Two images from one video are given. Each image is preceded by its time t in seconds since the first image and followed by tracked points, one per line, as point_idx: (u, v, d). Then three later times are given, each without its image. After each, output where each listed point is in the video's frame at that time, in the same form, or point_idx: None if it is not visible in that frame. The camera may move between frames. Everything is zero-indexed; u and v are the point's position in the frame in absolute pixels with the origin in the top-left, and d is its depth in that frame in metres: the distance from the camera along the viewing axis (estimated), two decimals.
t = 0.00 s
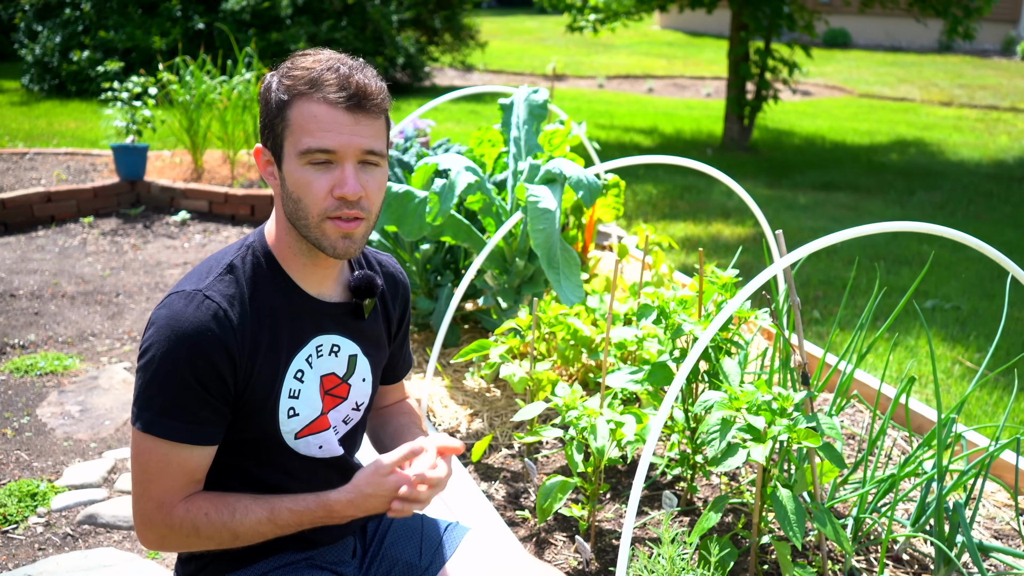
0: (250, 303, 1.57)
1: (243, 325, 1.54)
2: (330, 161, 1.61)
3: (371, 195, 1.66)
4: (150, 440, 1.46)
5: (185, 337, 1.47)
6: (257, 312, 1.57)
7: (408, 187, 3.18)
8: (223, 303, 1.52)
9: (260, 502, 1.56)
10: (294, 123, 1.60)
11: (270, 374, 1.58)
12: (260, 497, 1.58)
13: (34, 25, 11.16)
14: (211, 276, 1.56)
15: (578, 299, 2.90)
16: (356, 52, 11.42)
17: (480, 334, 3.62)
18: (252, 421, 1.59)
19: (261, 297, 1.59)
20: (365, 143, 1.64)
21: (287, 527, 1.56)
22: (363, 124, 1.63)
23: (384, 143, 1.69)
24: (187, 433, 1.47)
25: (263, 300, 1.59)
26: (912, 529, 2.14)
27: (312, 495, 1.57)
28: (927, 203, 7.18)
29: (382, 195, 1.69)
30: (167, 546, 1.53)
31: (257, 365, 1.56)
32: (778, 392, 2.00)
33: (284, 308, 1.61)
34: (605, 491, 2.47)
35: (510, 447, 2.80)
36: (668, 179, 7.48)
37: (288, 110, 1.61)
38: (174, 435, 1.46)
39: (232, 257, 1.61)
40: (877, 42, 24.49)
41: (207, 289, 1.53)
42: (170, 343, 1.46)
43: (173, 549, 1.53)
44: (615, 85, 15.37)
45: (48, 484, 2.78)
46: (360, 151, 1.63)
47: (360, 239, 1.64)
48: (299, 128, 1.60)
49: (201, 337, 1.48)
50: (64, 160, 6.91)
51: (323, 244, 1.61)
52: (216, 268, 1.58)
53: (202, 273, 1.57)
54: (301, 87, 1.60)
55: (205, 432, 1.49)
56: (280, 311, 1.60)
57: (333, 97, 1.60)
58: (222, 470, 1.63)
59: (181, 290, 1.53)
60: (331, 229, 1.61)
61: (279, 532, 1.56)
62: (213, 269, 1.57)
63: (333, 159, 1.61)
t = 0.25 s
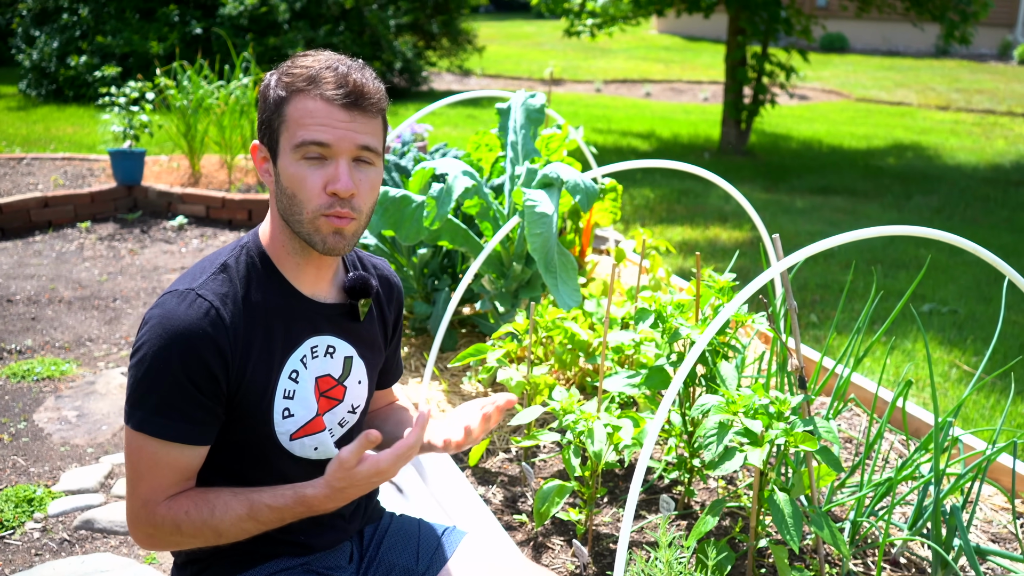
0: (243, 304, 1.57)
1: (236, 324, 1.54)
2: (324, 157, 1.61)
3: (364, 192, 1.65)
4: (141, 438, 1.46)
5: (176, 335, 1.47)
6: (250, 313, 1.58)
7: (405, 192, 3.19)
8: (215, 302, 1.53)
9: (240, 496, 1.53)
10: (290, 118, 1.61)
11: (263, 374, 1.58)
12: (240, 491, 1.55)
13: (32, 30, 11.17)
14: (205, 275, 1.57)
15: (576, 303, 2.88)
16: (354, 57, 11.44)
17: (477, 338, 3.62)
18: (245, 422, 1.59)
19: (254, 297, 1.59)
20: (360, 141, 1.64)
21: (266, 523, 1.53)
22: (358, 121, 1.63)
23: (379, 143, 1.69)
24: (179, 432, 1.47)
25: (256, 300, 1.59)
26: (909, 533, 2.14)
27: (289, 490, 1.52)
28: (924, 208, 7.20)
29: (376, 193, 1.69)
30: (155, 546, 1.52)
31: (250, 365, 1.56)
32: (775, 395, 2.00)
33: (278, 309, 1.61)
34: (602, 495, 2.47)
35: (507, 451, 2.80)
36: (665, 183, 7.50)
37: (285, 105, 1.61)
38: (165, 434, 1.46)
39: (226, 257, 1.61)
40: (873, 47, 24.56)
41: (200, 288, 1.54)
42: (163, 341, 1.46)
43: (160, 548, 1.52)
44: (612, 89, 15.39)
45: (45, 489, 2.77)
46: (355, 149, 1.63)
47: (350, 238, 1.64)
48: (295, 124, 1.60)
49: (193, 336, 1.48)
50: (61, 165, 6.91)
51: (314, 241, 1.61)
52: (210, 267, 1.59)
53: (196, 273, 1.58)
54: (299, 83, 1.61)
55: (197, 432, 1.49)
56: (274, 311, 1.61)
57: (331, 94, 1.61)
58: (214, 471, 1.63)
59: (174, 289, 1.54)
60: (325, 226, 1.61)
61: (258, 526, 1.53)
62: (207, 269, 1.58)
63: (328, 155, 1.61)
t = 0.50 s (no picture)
0: (239, 303, 1.57)
1: (231, 324, 1.54)
2: (328, 154, 1.62)
3: (366, 193, 1.65)
4: (133, 437, 1.46)
5: (172, 333, 1.47)
6: (245, 312, 1.57)
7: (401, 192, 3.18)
8: (211, 300, 1.53)
9: (241, 520, 1.53)
10: (296, 115, 1.61)
11: (258, 375, 1.58)
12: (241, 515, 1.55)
13: (27, 31, 11.14)
14: (201, 273, 1.56)
15: (572, 304, 2.91)
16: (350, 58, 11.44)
17: (474, 339, 3.62)
18: (239, 423, 1.58)
19: (250, 297, 1.59)
20: (365, 142, 1.64)
21: (267, 553, 1.54)
22: (365, 121, 1.64)
23: (383, 145, 1.69)
24: (172, 430, 1.46)
25: (252, 300, 1.59)
26: (905, 534, 2.14)
27: (294, 525, 1.53)
28: (920, 208, 7.20)
29: (377, 195, 1.69)
30: (146, 550, 1.51)
31: (245, 366, 1.56)
32: (772, 396, 1.99)
33: (273, 309, 1.61)
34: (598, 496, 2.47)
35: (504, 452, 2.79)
36: (662, 184, 7.50)
37: (292, 103, 1.62)
38: (158, 432, 1.46)
39: (222, 255, 1.61)
40: (870, 47, 24.60)
41: (196, 286, 1.53)
42: (158, 338, 1.46)
43: (152, 553, 1.52)
44: (608, 90, 15.39)
45: (40, 490, 2.77)
46: (359, 148, 1.64)
47: (349, 239, 1.64)
48: (301, 120, 1.61)
49: (189, 334, 1.48)
50: (57, 166, 6.89)
51: (312, 240, 1.60)
52: (206, 266, 1.58)
53: (193, 271, 1.58)
54: (309, 82, 1.62)
55: (191, 431, 1.49)
56: (269, 312, 1.60)
57: (340, 93, 1.62)
58: (206, 473, 1.62)
59: (170, 288, 1.53)
60: (325, 225, 1.61)
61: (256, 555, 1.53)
62: (203, 267, 1.58)
63: (332, 152, 1.62)
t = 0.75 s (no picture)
0: (238, 305, 1.57)
1: (230, 327, 1.54)
2: (325, 161, 1.61)
3: (363, 198, 1.65)
4: (132, 439, 1.46)
5: (170, 335, 1.47)
6: (244, 315, 1.57)
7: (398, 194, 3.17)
8: (209, 304, 1.52)
9: (236, 517, 1.52)
10: (293, 122, 1.61)
11: (257, 377, 1.57)
12: (238, 512, 1.54)
13: (23, 31, 11.12)
14: (200, 276, 1.56)
15: (569, 305, 2.88)
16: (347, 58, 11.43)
17: (471, 340, 3.62)
18: (238, 425, 1.58)
19: (249, 300, 1.58)
20: (360, 147, 1.63)
21: (260, 550, 1.53)
22: (360, 127, 1.63)
23: (381, 150, 1.69)
24: (170, 432, 1.46)
25: (251, 302, 1.58)
26: (902, 535, 2.15)
27: (286, 522, 1.52)
28: (916, 209, 7.21)
29: (375, 200, 1.69)
30: (148, 548, 1.52)
31: (244, 368, 1.56)
32: (769, 397, 1.99)
33: (272, 311, 1.61)
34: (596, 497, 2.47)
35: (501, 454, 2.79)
36: (659, 185, 7.51)
37: (289, 109, 1.62)
38: (157, 434, 1.46)
39: (222, 258, 1.60)
40: (866, 48, 24.65)
41: (195, 289, 1.53)
42: (156, 341, 1.46)
43: (153, 551, 1.52)
44: (605, 90, 15.40)
45: (36, 491, 2.76)
46: (354, 154, 1.63)
47: (347, 243, 1.63)
48: (298, 127, 1.60)
49: (186, 337, 1.48)
50: (53, 166, 6.88)
51: (311, 245, 1.60)
52: (205, 268, 1.58)
53: (192, 273, 1.58)
54: (304, 87, 1.61)
55: (189, 433, 1.48)
56: (268, 314, 1.60)
57: (335, 99, 1.61)
58: (207, 473, 1.62)
59: (169, 290, 1.53)
60: (321, 231, 1.60)
61: (252, 551, 1.52)
62: (202, 269, 1.57)
63: (328, 159, 1.61)
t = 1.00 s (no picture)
0: (240, 304, 1.57)
1: (233, 326, 1.54)
2: (328, 167, 1.61)
3: (365, 203, 1.65)
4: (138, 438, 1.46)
5: (174, 334, 1.47)
6: (246, 314, 1.57)
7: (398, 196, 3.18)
8: (212, 302, 1.53)
9: (239, 498, 1.48)
10: (295, 127, 1.60)
11: (260, 377, 1.57)
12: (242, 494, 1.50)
13: (22, 33, 11.13)
14: (201, 276, 1.56)
15: (568, 308, 2.88)
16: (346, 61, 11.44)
17: (470, 342, 3.62)
18: (241, 424, 1.59)
19: (252, 299, 1.59)
20: (363, 152, 1.64)
21: (269, 526, 1.46)
22: (363, 133, 1.63)
23: (383, 153, 1.69)
24: (177, 430, 1.46)
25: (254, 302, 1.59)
26: (901, 538, 2.15)
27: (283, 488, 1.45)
28: (915, 212, 7.22)
29: (377, 204, 1.69)
30: (164, 551, 1.50)
31: (247, 367, 1.56)
32: (768, 400, 2.00)
33: (274, 311, 1.61)
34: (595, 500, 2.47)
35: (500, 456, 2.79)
36: (658, 188, 7.51)
37: (291, 113, 1.61)
38: (162, 432, 1.46)
39: (223, 258, 1.60)
40: (865, 52, 24.68)
41: (197, 289, 1.53)
42: (159, 340, 1.46)
43: (169, 553, 1.50)
44: (604, 93, 15.41)
45: (35, 493, 2.75)
46: (358, 159, 1.63)
47: (351, 246, 1.64)
48: (301, 133, 1.60)
49: (190, 336, 1.48)
50: (52, 168, 6.88)
51: (313, 248, 1.61)
52: (206, 269, 1.58)
53: (193, 274, 1.58)
54: (306, 92, 1.60)
55: (198, 431, 1.48)
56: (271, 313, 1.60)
57: (337, 105, 1.60)
58: (213, 474, 1.62)
59: (170, 290, 1.53)
60: (323, 234, 1.61)
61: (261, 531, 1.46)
62: (204, 270, 1.57)
63: (331, 165, 1.61)
